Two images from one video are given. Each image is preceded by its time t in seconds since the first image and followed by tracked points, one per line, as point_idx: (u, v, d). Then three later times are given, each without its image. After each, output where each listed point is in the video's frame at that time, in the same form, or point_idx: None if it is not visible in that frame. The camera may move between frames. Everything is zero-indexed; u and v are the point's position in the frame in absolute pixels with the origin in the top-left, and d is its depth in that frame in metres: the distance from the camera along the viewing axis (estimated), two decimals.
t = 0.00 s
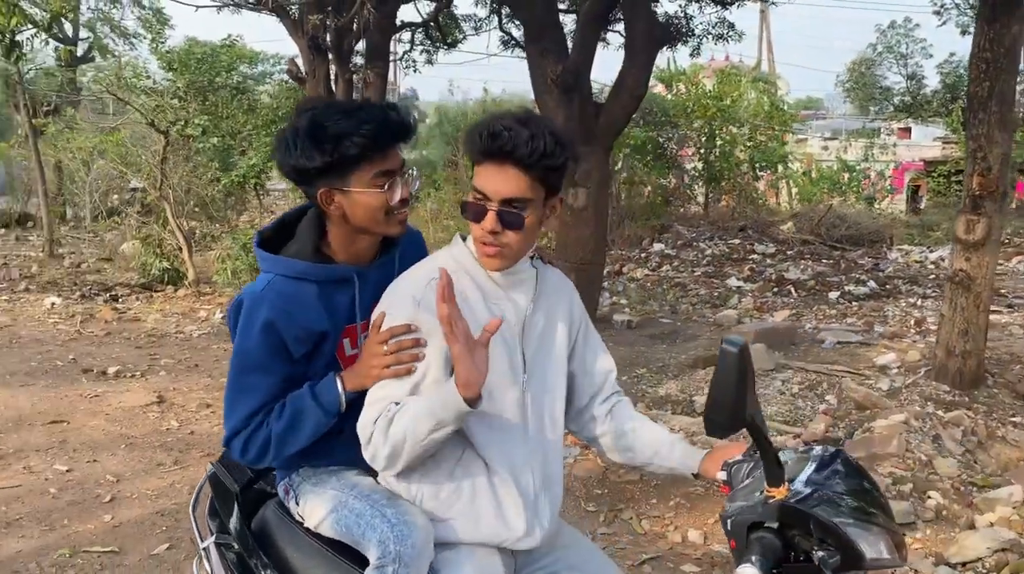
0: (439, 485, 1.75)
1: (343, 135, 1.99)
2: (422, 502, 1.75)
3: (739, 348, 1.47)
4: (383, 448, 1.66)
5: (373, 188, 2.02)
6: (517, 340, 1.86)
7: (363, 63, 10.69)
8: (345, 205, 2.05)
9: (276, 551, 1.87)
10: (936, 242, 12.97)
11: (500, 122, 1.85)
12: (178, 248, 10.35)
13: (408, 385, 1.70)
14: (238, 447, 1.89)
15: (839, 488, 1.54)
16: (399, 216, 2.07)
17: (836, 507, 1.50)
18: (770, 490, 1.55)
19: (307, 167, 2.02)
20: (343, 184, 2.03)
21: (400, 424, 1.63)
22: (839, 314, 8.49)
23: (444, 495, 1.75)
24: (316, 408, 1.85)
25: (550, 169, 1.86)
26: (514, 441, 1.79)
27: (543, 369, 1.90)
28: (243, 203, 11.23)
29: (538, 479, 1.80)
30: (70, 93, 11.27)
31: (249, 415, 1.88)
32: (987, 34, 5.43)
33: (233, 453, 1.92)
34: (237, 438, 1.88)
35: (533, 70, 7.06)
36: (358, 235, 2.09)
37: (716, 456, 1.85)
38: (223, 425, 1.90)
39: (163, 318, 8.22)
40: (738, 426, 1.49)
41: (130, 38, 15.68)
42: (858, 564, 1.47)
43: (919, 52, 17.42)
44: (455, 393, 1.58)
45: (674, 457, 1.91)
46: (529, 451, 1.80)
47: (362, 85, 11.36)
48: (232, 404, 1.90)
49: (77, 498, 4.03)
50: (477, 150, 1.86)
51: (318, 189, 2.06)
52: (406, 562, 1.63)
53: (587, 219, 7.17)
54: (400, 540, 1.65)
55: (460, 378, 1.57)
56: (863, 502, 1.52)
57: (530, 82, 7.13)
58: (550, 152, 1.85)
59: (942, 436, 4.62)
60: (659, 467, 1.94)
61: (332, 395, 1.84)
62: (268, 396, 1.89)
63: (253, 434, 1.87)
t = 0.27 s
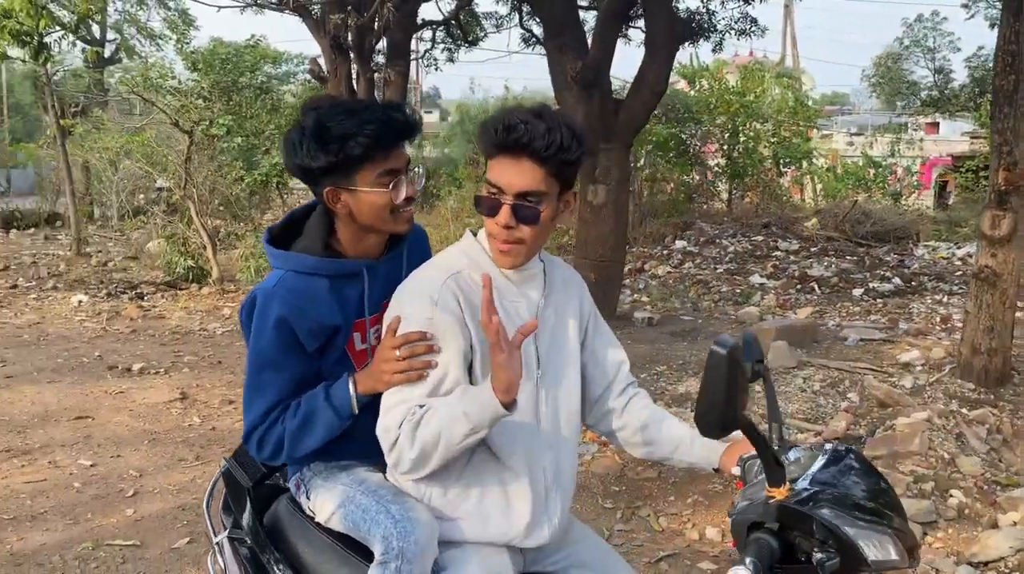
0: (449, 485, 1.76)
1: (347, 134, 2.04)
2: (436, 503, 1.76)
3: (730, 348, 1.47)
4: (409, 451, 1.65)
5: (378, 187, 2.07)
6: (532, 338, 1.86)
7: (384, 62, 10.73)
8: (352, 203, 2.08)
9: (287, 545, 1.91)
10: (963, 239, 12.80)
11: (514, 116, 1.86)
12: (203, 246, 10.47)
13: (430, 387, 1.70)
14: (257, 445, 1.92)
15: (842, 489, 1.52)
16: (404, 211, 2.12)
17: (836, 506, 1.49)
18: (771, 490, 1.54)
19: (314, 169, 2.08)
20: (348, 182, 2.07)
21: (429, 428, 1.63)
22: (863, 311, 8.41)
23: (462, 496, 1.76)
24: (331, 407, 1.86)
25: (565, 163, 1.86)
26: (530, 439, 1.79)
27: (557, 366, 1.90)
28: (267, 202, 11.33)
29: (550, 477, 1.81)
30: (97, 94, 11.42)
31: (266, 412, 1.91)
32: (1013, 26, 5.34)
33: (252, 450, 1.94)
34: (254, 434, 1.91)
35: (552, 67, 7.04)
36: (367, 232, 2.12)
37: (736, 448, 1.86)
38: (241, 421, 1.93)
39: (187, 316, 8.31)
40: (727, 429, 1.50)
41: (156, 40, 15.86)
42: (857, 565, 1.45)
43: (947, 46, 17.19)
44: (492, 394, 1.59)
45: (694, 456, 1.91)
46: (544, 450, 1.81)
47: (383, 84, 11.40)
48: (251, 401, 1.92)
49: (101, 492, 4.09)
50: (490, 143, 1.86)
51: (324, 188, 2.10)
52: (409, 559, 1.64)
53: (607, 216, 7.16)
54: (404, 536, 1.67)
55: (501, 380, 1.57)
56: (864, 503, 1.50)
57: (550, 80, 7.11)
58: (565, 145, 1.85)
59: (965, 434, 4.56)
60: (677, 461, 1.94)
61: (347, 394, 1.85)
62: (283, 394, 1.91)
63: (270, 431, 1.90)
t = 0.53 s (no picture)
0: (452, 478, 1.78)
1: (363, 135, 2.05)
2: (439, 496, 1.77)
3: (675, 368, 1.53)
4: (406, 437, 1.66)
5: (389, 191, 2.08)
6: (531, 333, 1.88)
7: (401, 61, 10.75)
8: (363, 205, 2.10)
9: (300, 542, 1.93)
10: (986, 235, 12.67)
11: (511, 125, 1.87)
12: (223, 246, 10.56)
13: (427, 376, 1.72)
14: (264, 442, 1.94)
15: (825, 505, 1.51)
16: (416, 215, 2.13)
17: (821, 523, 1.48)
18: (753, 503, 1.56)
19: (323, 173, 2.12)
20: (360, 185, 2.09)
21: (424, 412, 1.64)
22: (882, 308, 8.35)
23: (465, 488, 1.77)
24: (339, 406, 1.89)
25: (558, 172, 1.87)
26: (530, 433, 1.81)
27: (559, 362, 1.91)
28: (286, 202, 11.41)
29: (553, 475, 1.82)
30: (118, 95, 11.54)
31: (272, 409, 1.93)
32: None
33: (258, 446, 1.96)
34: (261, 431, 1.93)
35: (569, 65, 7.03)
36: (377, 234, 2.14)
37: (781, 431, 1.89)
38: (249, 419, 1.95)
39: (207, 314, 8.39)
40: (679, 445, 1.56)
41: (177, 41, 16.00)
42: None
43: (970, 40, 17.01)
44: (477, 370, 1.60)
45: (736, 443, 1.94)
46: (545, 443, 1.82)
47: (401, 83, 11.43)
48: (258, 398, 1.94)
49: (121, 488, 4.14)
50: (485, 151, 1.88)
51: (336, 189, 2.11)
52: (414, 554, 1.66)
53: (624, 213, 7.16)
54: (408, 532, 1.69)
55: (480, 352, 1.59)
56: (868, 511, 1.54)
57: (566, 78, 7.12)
58: (557, 155, 1.87)
59: (986, 433, 4.52)
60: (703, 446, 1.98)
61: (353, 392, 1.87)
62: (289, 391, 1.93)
63: (278, 429, 1.92)
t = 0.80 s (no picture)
0: (461, 475, 1.78)
1: (374, 135, 2.06)
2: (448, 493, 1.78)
3: (666, 369, 1.50)
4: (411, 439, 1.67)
5: (398, 190, 2.09)
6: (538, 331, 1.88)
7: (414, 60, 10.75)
8: (373, 204, 2.11)
9: (310, 538, 1.94)
10: (1004, 232, 12.56)
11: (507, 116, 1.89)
12: (237, 245, 10.62)
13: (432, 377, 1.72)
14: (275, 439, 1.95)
15: (823, 502, 1.51)
16: (425, 214, 2.15)
17: (820, 522, 1.46)
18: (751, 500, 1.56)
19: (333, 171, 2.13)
20: (370, 184, 2.10)
21: (428, 416, 1.63)
22: (898, 307, 8.30)
23: (473, 486, 1.78)
24: (349, 403, 1.90)
25: (554, 158, 1.89)
26: (536, 430, 1.81)
27: (567, 360, 1.92)
28: (300, 201, 11.46)
29: (561, 473, 1.82)
30: (134, 95, 11.62)
31: (282, 406, 1.94)
32: None
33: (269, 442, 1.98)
34: (272, 428, 1.94)
35: (581, 63, 7.02)
36: (386, 233, 2.15)
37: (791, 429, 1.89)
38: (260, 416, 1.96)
39: (222, 313, 8.44)
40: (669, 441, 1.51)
41: (192, 41, 16.09)
42: None
43: (988, 36, 16.85)
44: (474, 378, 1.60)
45: (747, 442, 1.93)
46: (553, 440, 1.83)
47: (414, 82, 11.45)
48: (268, 394, 1.96)
49: (136, 485, 4.18)
50: (483, 144, 1.90)
51: (345, 189, 2.13)
52: (422, 549, 1.66)
53: (637, 211, 7.14)
54: (416, 529, 1.69)
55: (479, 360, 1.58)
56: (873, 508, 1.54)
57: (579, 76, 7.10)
58: (555, 138, 1.89)
59: (1002, 432, 4.48)
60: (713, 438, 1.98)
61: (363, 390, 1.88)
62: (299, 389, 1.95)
63: (288, 425, 1.93)
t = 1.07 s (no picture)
0: (468, 474, 1.79)
1: (369, 157, 2.05)
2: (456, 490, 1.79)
3: (670, 370, 1.50)
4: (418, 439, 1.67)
5: (399, 208, 2.09)
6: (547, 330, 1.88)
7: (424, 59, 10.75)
8: (374, 217, 2.12)
9: (317, 535, 1.95)
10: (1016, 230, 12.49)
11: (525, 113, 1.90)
12: (248, 244, 10.65)
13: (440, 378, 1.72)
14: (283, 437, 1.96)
15: (830, 503, 1.51)
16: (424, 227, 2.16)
17: (826, 522, 1.46)
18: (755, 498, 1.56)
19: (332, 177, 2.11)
20: (370, 199, 2.10)
21: (436, 419, 1.64)
22: (909, 305, 8.26)
23: (480, 485, 1.79)
24: (357, 402, 1.90)
25: (570, 155, 1.90)
26: (544, 430, 1.82)
27: (575, 359, 1.91)
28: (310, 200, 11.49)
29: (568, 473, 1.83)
30: (144, 94, 11.67)
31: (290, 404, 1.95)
32: None
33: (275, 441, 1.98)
34: (279, 426, 1.95)
35: (591, 62, 7.00)
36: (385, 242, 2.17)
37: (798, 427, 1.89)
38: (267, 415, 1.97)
39: (233, 312, 8.48)
40: (675, 439, 1.51)
41: (203, 40, 16.14)
42: None
43: (1001, 33, 16.75)
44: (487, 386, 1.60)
45: (756, 441, 1.94)
46: (560, 440, 1.83)
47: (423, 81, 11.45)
48: (275, 393, 1.97)
49: (147, 483, 4.20)
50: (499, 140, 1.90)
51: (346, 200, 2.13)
52: (428, 547, 1.67)
53: (647, 210, 7.12)
54: (422, 526, 1.70)
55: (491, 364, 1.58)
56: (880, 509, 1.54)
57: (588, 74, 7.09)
58: (571, 137, 1.89)
59: (1013, 431, 4.46)
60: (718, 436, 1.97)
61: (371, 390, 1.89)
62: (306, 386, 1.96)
63: (295, 424, 1.94)
